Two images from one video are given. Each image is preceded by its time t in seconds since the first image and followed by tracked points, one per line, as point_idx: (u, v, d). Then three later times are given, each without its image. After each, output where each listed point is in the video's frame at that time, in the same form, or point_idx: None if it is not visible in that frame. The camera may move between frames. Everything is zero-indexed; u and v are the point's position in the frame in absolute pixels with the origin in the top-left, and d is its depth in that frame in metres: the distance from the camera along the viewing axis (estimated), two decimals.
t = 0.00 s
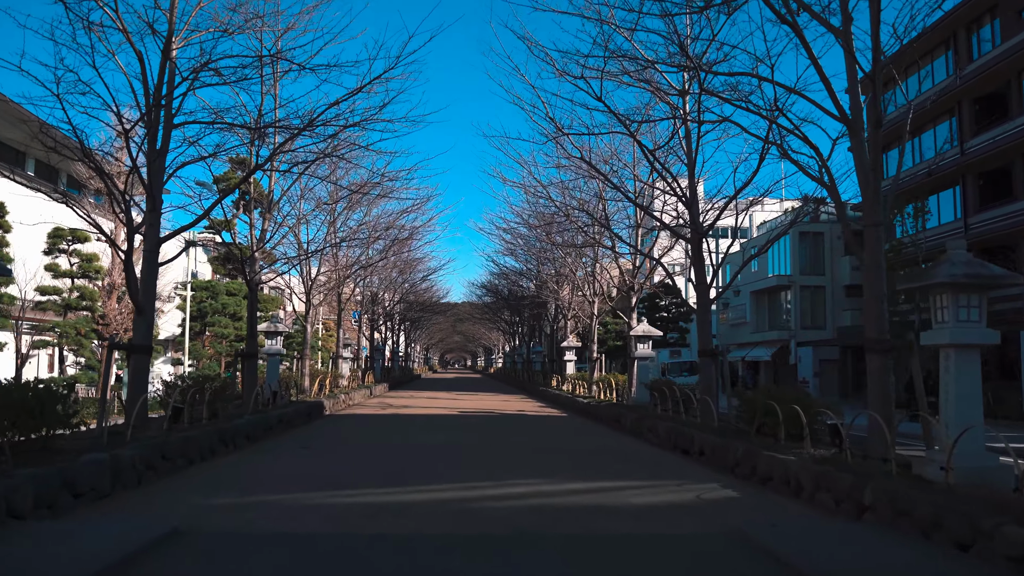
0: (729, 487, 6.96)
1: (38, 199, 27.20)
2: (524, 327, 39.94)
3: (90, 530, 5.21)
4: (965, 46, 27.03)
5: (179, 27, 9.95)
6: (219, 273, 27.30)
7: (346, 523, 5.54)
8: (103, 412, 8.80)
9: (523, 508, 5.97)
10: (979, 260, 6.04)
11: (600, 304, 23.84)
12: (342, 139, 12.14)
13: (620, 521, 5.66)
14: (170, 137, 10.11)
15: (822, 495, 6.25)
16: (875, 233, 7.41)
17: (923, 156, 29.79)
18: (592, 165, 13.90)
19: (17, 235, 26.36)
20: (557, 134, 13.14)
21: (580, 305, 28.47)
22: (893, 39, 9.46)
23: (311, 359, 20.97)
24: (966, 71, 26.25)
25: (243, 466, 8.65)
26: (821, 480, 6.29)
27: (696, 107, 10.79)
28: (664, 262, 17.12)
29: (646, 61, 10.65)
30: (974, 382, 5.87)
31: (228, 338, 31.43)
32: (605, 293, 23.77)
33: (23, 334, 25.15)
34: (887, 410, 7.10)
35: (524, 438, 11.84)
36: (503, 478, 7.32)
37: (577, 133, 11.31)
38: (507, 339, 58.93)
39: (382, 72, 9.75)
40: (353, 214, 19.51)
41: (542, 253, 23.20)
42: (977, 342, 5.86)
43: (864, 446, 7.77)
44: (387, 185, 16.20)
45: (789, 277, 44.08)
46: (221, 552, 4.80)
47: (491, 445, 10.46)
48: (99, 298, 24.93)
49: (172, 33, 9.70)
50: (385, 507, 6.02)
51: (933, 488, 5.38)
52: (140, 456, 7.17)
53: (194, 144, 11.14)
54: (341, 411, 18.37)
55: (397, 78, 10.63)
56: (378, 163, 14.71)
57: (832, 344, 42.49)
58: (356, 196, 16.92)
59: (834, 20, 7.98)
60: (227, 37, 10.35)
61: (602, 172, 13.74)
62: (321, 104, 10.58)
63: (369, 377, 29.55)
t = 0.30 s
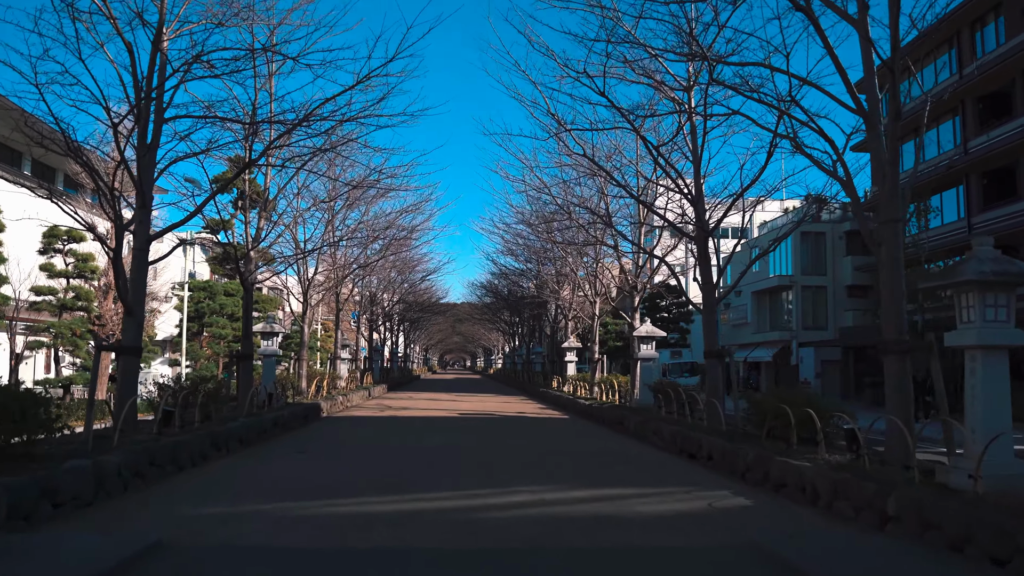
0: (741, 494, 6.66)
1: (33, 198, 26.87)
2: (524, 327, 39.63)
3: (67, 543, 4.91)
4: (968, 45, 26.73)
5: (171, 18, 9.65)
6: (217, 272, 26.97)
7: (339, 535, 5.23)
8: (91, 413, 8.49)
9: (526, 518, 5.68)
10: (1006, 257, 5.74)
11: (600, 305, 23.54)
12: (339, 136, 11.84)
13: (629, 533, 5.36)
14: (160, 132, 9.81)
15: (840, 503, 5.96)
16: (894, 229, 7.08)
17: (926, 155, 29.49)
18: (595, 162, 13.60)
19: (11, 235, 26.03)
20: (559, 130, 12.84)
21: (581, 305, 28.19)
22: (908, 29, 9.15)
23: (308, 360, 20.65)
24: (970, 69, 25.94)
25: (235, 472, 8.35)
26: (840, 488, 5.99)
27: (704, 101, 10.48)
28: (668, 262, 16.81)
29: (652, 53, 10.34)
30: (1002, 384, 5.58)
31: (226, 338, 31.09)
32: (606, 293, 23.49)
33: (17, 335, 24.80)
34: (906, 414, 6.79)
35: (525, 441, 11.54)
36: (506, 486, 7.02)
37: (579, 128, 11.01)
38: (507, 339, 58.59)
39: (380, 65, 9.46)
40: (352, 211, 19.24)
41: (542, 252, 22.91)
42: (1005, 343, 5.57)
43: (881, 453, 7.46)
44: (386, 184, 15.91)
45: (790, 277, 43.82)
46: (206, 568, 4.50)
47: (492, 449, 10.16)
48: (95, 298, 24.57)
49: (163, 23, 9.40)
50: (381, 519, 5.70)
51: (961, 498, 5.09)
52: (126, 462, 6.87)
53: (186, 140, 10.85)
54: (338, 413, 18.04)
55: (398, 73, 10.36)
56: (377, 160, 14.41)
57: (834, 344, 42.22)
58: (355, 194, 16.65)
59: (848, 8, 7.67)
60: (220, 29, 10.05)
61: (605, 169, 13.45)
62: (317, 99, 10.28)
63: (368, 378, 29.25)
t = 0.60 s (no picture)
0: (756, 506, 6.36)
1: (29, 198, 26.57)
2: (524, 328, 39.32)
3: (40, 562, 4.60)
4: (971, 44, 26.42)
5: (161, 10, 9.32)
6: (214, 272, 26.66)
7: (333, 552, 4.92)
8: (78, 416, 8.21)
9: (530, 533, 5.37)
10: None
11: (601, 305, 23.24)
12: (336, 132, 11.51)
13: (640, 550, 5.05)
14: (150, 127, 9.50)
15: (862, 516, 5.66)
16: (912, 227, 6.74)
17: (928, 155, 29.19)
18: (598, 159, 13.28)
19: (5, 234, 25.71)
20: (562, 127, 12.53)
21: (582, 306, 27.91)
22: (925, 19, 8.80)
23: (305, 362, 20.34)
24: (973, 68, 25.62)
25: (226, 481, 8.03)
26: (861, 500, 5.69)
27: (710, 96, 10.18)
28: (672, 262, 16.50)
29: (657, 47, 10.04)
30: None
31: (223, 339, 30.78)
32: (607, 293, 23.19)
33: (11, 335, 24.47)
34: (928, 421, 6.49)
35: (526, 446, 11.25)
36: (508, 496, 6.72)
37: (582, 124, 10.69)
38: (506, 340, 58.32)
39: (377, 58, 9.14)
40: (350, 210, 18.95)
41: (543, 252, 22.61)
42: None
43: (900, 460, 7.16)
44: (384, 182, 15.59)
45: (791, 278, 43.55)
46: None
47: (493, 455, 9.84)
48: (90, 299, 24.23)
49: (151, 14, 9.07)
50: (377, 533, 5.39)
51: (994, 513, 4.78)
52: (109, 471, 6.56)
53: (177, 136, 10.55)
54: (335, 416, 17.73)
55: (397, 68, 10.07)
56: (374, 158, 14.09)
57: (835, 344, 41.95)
58: (352, 192, 16.34)
59: None
60: (212, 21, 9.71)
61: (608, 167, 13.14)
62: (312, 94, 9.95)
63: (366, 379, 28.93)
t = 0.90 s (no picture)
0: (767, 519, 6.09)
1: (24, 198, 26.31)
2: (523, 329, 39.05)
3: None
4: (973, 42, 26.12)
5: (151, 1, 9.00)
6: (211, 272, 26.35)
7: (322, 572, 4.64)
8: (63, 421, 7.93)
9: (531, 549, 5.10)
10: None
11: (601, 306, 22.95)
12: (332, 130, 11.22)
13: (647, 568, 4.78)
14: (139, 122, 9.22)
15: (881, 531, 5.39)
16: (931, 226, 6.42)
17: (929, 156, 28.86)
18: (601, 157, 12.99)
19: None
20: (563, 123, 12.22)
21: (581, 306, 27.66)
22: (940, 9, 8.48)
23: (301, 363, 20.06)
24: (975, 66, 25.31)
25: (215, 490, 7.76)
26: (879, 514, 5.43)
27: (716, 91, 9.90)
28: (675, 263, 16.23)
29: (662, 41, 9.75)
30: None
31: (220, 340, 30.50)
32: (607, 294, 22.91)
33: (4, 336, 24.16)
34: (948, 430, 6.21)
35: (526, 452, 10.97)
36: (508, 508, 6.44)
37: (585, 121, 10.39)
38: (504, 340, 58.10)
39: (375, 53, 8.86)
40: (348, 208, 18.68)
41: (541, 251, 22.40)
42: None
43: (916, 469, 6.89)
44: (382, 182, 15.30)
45: (791, 278, 43.32)
46: None
47: (492, 463, 9.56)
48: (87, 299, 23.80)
49: (141, 6, 8.76)
50: (369, 550, 5.11)
51: None
52: (91, 482, 6.28)
53: (168, 133, 10.26)
54: (331, 419, 17.46)
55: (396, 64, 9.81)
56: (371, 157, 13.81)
57: (836, 345, 41.70)
58: (349, 191, 16.05)
59: None
60: (204, 13, 9.40)
61: (611, 166, 12.87)
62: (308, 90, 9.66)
63: (363, 380, 28.67)
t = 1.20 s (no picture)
0: (778, 534, 5.81)
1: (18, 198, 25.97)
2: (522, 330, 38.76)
3: None
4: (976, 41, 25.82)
5: None
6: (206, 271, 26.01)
7: None
8: (44, 428, 7.64)
9: (530, 568, 4.82)
10: None
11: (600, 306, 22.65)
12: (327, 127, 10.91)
13: None
14: (126, 120, 8.92)
15: (900, 549, 5.11)
16: (950, 225, 6.13)
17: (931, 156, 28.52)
18: (602, 156, 12.69)
19: None
20: (563, 120, 11.92)
21: (580, 307, 27.38)
22: None
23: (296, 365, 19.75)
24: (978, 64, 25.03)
25: (202, 502, 7.47)
26: (898, 531, 5.15)
27: (721, 88, 9.63)
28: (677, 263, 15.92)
29: (667, 35, 9.45)
30: None
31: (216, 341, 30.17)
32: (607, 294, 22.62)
33: None
34: (968, 440, 5.94)
35: (525, 458, 10.68)
36: (506, 523, 6.15)
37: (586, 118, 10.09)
38: (503, 340, 57.81)
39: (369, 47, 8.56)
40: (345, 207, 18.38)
41: (540, 251, 22.11)
42: None
43: (932, 480, 6.62)
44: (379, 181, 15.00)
45: (792, 279, 43.01)
46: None
47: (490, 472, 9.28)
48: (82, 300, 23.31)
49: None
50: (358, 569, 4.83)
51: None
52: (69, 495, 5.98)
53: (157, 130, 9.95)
54: (327, 423, 17.17)
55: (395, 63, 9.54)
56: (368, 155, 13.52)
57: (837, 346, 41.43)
58: (345, 190, 15.74)
59: None
60: (194, 6, 9.10)
61: (612, 164, 12.57)
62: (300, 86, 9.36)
63: (360, 383, 28.34)
